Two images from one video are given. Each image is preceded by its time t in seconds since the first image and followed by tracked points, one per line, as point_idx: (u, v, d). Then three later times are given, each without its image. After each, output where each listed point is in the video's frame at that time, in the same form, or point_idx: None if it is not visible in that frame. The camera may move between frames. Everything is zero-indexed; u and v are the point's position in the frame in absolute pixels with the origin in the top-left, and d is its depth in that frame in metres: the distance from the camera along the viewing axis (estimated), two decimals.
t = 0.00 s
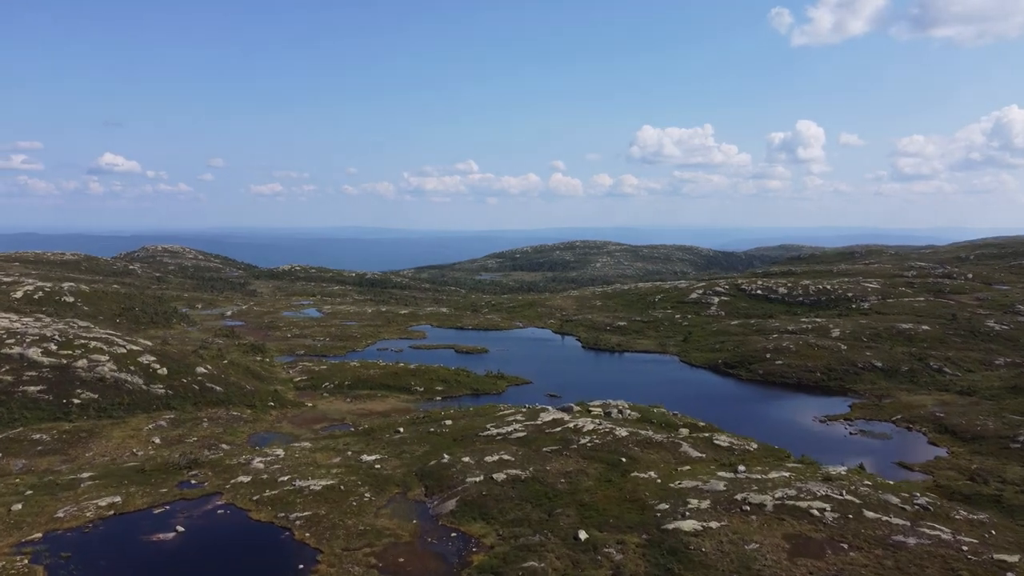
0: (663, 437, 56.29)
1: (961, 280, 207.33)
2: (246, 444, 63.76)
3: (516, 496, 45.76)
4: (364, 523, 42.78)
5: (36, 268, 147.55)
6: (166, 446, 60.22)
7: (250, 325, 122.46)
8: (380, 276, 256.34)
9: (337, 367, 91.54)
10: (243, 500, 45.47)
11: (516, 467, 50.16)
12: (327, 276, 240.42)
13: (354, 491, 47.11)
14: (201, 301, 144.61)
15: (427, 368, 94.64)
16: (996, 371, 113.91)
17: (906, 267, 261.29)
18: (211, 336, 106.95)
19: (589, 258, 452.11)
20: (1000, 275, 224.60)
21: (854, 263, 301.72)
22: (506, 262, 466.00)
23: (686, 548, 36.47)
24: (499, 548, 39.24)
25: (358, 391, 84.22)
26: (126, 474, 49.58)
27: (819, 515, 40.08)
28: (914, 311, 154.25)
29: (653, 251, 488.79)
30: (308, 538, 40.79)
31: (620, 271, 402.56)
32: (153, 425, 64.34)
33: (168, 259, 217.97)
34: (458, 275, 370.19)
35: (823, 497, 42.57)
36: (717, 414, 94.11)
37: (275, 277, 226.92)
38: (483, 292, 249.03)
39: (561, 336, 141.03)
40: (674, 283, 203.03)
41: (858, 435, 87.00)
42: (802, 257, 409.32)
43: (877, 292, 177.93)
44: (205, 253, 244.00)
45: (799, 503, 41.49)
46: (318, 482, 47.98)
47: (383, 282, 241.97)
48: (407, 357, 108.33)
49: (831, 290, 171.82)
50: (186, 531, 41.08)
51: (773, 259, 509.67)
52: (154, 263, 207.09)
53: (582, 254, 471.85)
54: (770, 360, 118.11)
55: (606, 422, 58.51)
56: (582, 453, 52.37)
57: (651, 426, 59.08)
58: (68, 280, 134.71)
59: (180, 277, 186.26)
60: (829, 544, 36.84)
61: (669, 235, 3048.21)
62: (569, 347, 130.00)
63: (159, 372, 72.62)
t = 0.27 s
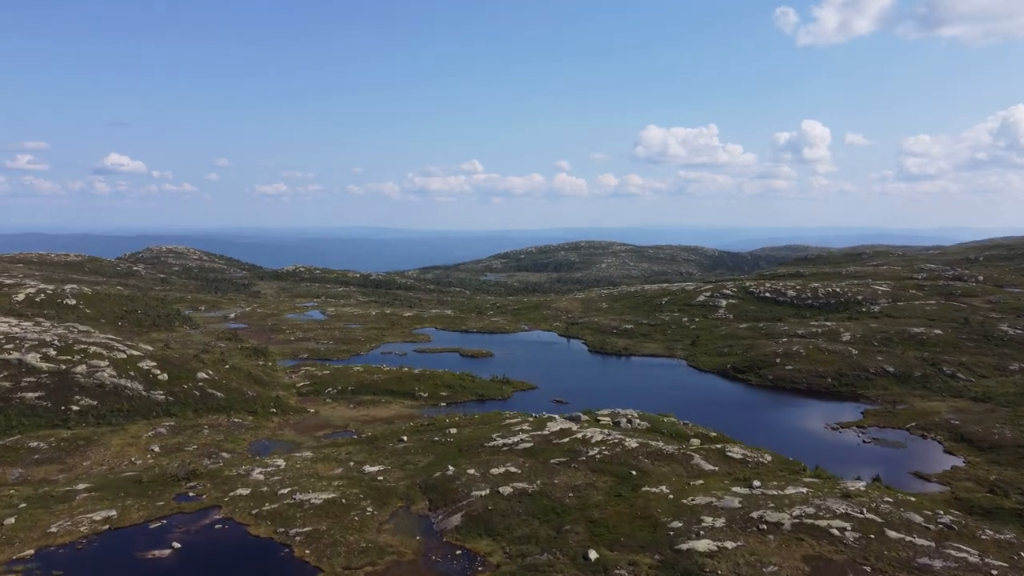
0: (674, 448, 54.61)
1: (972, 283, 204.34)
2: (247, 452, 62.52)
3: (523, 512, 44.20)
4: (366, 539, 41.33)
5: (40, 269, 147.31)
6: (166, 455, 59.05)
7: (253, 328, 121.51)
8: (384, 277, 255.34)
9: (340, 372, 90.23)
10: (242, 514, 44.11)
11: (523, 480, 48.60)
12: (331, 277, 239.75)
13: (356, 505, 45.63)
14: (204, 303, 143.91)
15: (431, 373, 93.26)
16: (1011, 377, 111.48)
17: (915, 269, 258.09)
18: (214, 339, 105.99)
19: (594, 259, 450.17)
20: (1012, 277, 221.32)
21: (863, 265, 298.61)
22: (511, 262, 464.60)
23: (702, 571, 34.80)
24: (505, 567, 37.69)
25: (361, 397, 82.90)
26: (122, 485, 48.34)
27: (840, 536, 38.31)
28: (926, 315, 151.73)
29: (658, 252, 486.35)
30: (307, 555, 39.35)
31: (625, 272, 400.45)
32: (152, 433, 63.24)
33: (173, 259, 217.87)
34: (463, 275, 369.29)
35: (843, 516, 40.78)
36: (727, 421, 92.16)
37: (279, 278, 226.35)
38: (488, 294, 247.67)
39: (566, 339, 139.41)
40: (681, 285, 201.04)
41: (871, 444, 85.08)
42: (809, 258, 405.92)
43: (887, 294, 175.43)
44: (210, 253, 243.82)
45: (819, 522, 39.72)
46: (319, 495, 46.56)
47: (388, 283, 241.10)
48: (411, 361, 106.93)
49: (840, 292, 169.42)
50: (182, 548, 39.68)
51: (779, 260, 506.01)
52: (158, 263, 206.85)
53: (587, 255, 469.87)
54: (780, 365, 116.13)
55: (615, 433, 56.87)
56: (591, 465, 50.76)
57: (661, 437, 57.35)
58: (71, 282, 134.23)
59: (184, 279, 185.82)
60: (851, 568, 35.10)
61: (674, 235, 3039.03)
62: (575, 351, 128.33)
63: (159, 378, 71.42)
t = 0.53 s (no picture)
0: (685, 461, 52.94)
1: (983, 285, 201.41)
2: (248, 461, 61.30)
3: (531, 529, 42.60)
4: (368, 557, 39.88)
5: (44, 271, 146.97)
6: (164, 464, 57.87)
7: (257, 331, 120.54)
8: (389, 278, 254.40)
9: (344, 377, 88.91)
10: (241, 530, 42.69)
11: (530, 494, 47.04)
12: (335, 278, 238.91)
13: (358, 520, 44.15)
14: (208, 305, 143.20)
15: (436, 378, 91.92)
16: None
17: (925, 271, 254.99)
18: (217, 343, 105.06)
19: (599, 260, 448.29)
20: None
21: (871, 266, 295.55)
22: (515, 262, 463.35)
23: None
24: None
25: (364, 403, 81.54)
26: (119, 498, 47.01)
27: (862, 558, 36.59)
28: (938, 318, 149.23)
29: (663, 252, 483.86)
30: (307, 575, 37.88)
31: (630, 273, 398.39)
32: (152, 441, 62.15)
33: (177, 260, 217.64)
34: (467, 276, 368.45)
35: (865, 536, 39.01)
36: (737, 428, 90.18)
37: (283, 279, 225.69)
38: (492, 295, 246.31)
39: (572, 342, 137.81)
40: (688, 287, 199.09)
41: (886, 452, 83.13)
42: (816, 259, 402.56)
43: (897, 297, 172.94)
44: (214, 254, 243.61)
45: (839, 544, 38.01)
46: (319, 509, 45.18)
47: (392, 285, 240.16)
48: (415, 365, 105.55)
49: (850, 295, 167.04)
50: (178, 566, 38.24)
51: (786, 261, 502.34)
52: (162, 264, 206.69)
53: (592, 255, 468.10)
54: (790, 370, 114.21)
55: (624, 444, 55.21)
56: (601, 479, 49.13)
57: (672, 449, 55.62)
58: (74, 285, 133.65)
59: (188, 280, 185.20)
60: None
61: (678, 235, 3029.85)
62: (581, 355, 126.67)
63: (159, 384, 70.21)
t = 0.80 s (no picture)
0: (697, 474, 51.24)
1: (995, 288, 198.37)
2: (249, 471, 60.05)
3: (539, 547, 41.01)
4: None
5: (47, 273, 146.48)
6: (163, 474, 56.61)
7: (260, 334, 119.45)
8: (393, 280, 253.35)
9: (347, 382, 87.60)
10: (238, 546, 41.28)
11: (537, 509, 45.45)
12: (339, 279, 237.97)
13: (360, 536, 42.68)
14: (211, 307, 142.20)
15: (440, 383, 90.58)
16: None
17: (935, 272, 251.94)
18: (219, 346, 103.95)
19: (603, 261, 446.00)
20: None
21: (880, 268, 292.17)
22: (520, 263, 461.87)
23: None
24: None
25: (368, 409, 80.24)
26: (115, 512, 45.73)
27: None
28: (950, 322, 146.69)
29: (668, 253, 481.03)
30: None
31: (636, 274, 396.09)
32: (151, 450, 60.97)
33: (181, 261, 217.15)
34: (472, 277, 367.49)
35: (888, 558, 37.20)
36: (747, 436, 88.31)
37: (287, 280, 224.93)
38: (497, 297, 244.89)
39: (578, 346, 136.18)
40: (695, 289, 197.01)
41: (900, 462, 81.11)
42: (823, 260, 399.08)
43: (908, 300, 170.42)
44: (219, 255, 243.17)
45: (862, 566, 36.22)
46: (320, 525, 43.73)
47: (396, 286, 238.96)
48: (419, 370, 104.20)
49: (860, 298, 164.64)
50: None
51: (792, 262, 498.52)
52: (166, 265, 206.20)
53: (596, 256, 466.04)
54: (800, 376, 112.20)
55: (634, 456, 53.59)
56: (610, 494, 47.52)
57: (683, 461, 53.95)
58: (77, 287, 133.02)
59: (191, 281, 184.56)
60: None
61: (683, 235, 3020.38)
62: (587, 359, 125.04)
63: (159, 391, 69.06)
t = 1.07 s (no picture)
0: (710, 489, 49.44)
1: (1008, 291, 195.20)
2: (249, 481, 58.75)
3: (547, 566, 39.38)
4: None
5: (51, 275, 146.11)
6: (162, 485, 55.40)
7: (263, 338, 118.42)
8: (398, 281, 252.42)
9: (350, 388, 86.31)
10: (236, 564, 39.90)
11: (545, 526, 43.83)
12: (344, 281, 237.13)
13: (361, 554, 41.19)
14: (215, 309, 141.35)
15: (445, 389, 89.28)
16: None
17: (945, 275, 248.71)
18: (222, 350, 102.92)
19: (609, 262, 443.84)
20: None
21: (889, 271, 288.71)
22: (525, 264, 460.47)
23: None
24: None
25: (371, 416, 78.91)
26: (110, 525, 44.49)
27: None
28: (963, 326, 144.06)
29: (674, 254, 478.29)
30: None
31: (641, 275, 393.87)
32: (150, 459, 59.86)
33: (186, 262, 216.82)
34: (476, 278, 366.18)
35: None
36: (758, 444, 86.28)
37: (291, 281, 224.31)
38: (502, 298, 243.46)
39: (584, 349, 134.53)
40: (702, 292, 195.07)
41: (916, 472, 79.00)
42: (831, 261, 395.34)
43: (919, 303, 167.74)
44: (224, 256, 242.86)
45: None
46: (321, 541, 42.26)
47: (401, 287, 237.88)
48: (424, 374, 102.81)
49: (870, 301, 162.15)
50: None
51: (799, 263, 494.43)
52: (171, 267, 205.91)
53: (602, 257, 463.94)
54: (811, 381, 110.14)
55: (644, 469, 51.89)
56: (620, 510, 45.85)
57: (696, 474, 52.15)
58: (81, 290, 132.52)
59: (196, 283, 184.02)
60: None
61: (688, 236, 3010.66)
62: (594, 363, 123.35)
63: (159, 397, 67.93)
